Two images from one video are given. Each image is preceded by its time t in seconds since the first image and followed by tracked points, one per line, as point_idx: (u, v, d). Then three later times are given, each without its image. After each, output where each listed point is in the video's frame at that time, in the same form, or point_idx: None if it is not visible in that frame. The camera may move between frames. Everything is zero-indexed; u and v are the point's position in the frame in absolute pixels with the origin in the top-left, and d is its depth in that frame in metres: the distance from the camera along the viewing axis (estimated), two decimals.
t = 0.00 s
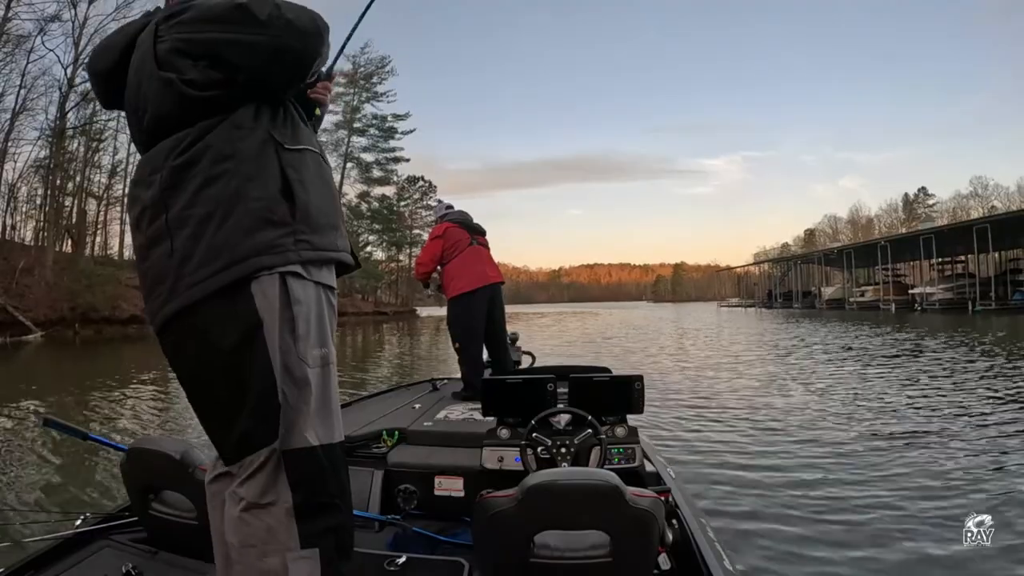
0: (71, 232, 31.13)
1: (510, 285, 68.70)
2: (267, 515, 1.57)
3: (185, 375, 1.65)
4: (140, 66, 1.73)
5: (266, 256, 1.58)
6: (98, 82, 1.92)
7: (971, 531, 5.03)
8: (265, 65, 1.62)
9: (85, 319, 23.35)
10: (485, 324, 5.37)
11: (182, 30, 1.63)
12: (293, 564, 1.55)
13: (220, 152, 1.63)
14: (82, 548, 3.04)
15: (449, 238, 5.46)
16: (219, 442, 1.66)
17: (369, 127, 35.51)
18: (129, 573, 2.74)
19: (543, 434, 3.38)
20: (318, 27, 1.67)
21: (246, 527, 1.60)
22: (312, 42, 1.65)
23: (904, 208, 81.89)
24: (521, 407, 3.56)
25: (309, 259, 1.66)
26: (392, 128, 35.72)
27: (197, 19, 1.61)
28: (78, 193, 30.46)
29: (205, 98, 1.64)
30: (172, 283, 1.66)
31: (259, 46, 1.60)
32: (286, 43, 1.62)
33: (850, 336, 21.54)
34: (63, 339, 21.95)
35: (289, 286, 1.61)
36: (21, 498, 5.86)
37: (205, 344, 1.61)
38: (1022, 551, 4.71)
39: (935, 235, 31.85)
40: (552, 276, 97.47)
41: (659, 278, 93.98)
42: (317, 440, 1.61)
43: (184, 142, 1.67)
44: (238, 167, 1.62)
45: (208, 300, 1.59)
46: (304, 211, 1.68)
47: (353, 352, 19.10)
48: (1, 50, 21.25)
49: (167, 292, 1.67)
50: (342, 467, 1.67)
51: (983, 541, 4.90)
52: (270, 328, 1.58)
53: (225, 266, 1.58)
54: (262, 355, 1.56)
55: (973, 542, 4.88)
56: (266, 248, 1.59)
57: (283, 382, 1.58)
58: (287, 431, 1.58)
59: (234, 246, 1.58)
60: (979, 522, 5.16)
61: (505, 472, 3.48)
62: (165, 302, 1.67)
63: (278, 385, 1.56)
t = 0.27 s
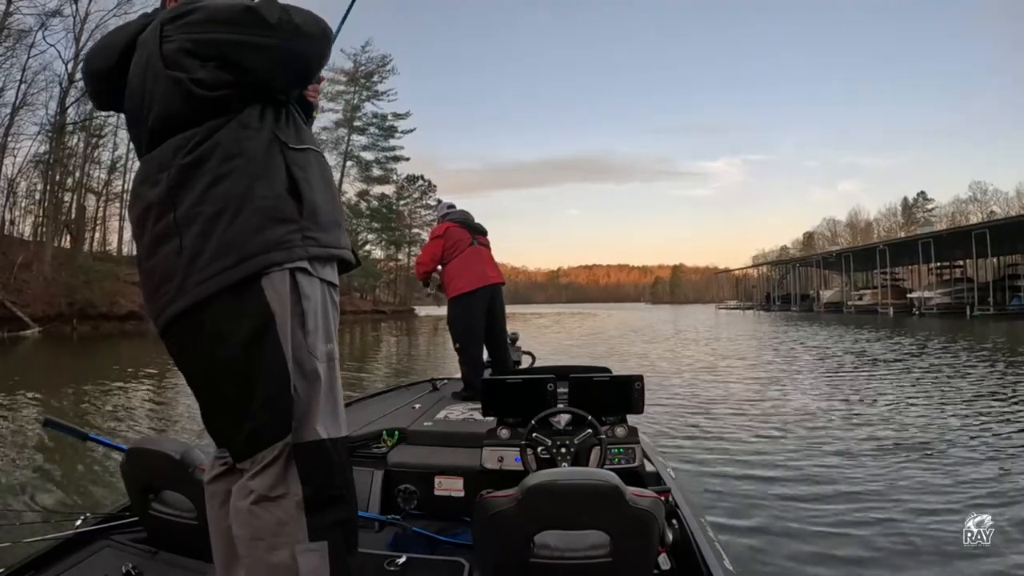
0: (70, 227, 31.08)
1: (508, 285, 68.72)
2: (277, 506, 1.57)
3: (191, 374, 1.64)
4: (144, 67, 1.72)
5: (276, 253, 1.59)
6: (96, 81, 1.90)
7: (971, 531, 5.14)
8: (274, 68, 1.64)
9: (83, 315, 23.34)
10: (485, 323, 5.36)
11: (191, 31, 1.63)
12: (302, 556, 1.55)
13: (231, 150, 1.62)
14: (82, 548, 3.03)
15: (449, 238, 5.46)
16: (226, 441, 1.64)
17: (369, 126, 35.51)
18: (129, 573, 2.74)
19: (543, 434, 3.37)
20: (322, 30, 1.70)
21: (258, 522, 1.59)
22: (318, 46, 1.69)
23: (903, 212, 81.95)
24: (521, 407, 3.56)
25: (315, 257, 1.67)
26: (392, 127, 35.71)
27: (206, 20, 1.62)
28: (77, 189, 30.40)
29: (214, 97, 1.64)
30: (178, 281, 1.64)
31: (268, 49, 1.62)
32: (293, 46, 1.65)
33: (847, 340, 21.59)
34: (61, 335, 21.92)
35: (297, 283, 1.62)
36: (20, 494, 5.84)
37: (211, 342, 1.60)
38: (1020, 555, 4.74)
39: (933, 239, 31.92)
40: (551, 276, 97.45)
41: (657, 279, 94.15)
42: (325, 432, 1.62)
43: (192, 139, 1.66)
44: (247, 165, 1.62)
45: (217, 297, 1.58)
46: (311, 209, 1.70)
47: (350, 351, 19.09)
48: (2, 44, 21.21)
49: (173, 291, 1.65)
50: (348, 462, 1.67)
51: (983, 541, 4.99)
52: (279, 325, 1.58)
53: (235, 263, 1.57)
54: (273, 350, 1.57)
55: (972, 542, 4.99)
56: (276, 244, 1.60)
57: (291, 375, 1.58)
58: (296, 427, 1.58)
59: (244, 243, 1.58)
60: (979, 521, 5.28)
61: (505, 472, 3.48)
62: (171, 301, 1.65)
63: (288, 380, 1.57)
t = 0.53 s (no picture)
0: (69, 227, 31.05)
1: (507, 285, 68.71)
2: (268, 509, 1.57)
3: (180, 376, 1.64)
4: (140, 68, 1.72)
5: (265, 261, 1.59)
6: (97, 78, 1.90)
7: (971, 531, 5.16)
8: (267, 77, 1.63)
9: (81, 314, 23.33)
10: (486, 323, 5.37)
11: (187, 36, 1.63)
12: (296, 558, 1.56)
13: (222, 156, 1.62)
14: (82, 548, 3.03)
15: (450, 238, 5.45)
16: (214, 443, 1.64)
17: (368, 126, 35.51)
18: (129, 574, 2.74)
19: (543, 434, 3.37)
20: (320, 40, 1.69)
21: (249, 524, 1.59)
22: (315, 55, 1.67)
23: (902, 214, 82.04)
24: (521, 407, 3.56)
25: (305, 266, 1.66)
26: (392, 127, 35.72)
27: (202, 25, 1.62)
28: (76, 188, 30.37)
29: (207, 103, 1.63)
30: (167, 285, 1.65)
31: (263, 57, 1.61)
32: (288, 55, 1.64)
33: (846, 341, 21.61)
34: (59, 334, 21.90)
35: (286, 291, 1.61)
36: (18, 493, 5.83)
37: (202, 347, 1.60)
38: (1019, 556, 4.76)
39: (932, 241, 31.97)
40: (549, 277, 97.48)
41: (656, 280, 94.18)
42: (316, 436, 1.61)
43: (185, 143, 1.66)
44: (239, 172, 1.62)
45: (205, 302, 1.58)
46: (302, 218, 1.69)
47: (349, 351, 19.09)
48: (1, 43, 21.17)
49: (163, 294, 1.65)
50: (340, 465, 1.67)
51: (983, 540, 5.02)
52: (269, 331, 1.58)
53: (224, 270, 1.58)
54: (262, 357, 1.56)
55: (972, 542, 5.01)
56: (265, 252, 1.59)
57: (281, 382, 1.58)
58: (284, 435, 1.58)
59: (234, 250, 1.58)
60: (979, 522, 5.31)
61: (505, 472, 3.48)
62: (161, 303, 1.65)
63: (279, 387, 1.57)
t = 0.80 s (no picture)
0: (68, 227, 31.04)
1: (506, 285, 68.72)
2: (250, 511, 1.56)
3: (161, 379, 1.63)
4: (132, 69, 1.73)
5: (242, 269, 1.59)
6: (95, 73, 1.91)
7: (971, 531, 5.17)
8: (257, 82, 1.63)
9: (80, 314, 23.33)
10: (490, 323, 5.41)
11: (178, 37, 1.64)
12: (283, 558, 1.55)
13: (203, 159, 1.62)
14: (82, 547, 3.04)
15: (457, 237, 5.43)
16: (191, 443, 1.62)
17: (367, 126, 35.53)
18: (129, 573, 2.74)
19: (543, 434, 3.38)
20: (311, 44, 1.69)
21: (231, 522, 1.58)
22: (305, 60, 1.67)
23: (901, 213, 82.07)
24: (521, 406, 3.56)
25: (287, 274, 1.66)
26: (390, 128, 35.75)
27: (195, 28, 1.62)
28: (75, 188, 30.36)
29: (193, 106, 1.64)
30: (150, 289, 1.64)
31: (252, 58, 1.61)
32: (277, 59, 1.63)
33: (845, 341, 21.65)
34: (58, 334, 21.90)
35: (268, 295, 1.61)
36: (18, 493, 5.84)
37: (183, 351, 1.60)
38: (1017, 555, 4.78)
39: (930, 240, 32.04)
40: (548, 277, 97.55)
41: (655, 280, 94.25)
42: (294, 440, 1.60)
43: (170, 146, 1.66)
44: (222, 177, 1.62)
45: (186, 306, 1.58)
46: (283, 225, 1.68)
47: (347, 351, 19.09)
48: None
49: (144, 297, 1.65)
50: (322, 469, 1.66)
51: (983, 540, 5.03)
52: (250, 335, 1.58)
53: (200, 277, 1.57)
54: (240, 360, 1.55)
55: (972, 542, 5.02)
56: (243, 260, 1.59)
57: (263, 386, 1.56)
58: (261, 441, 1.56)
59: (214, 256, 1.58)
60: (979, 522, 5.32)
61: (505, 472, 3.48)
62: (142, 305, 1.65)
63: (262, 391, 1.55)
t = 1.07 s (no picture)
0: (68, 227, 31.05)
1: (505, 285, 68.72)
2: (241, 510, 1.55)
3: (157, 377, 1.63)
4: (139, 63, 1.73)
5: (238, 270, 1.58)
6: (105, 65, 1.92)
7: (971, 531, 5.17)
8: (260, 83, 1.63)
9: (79, 314, 23.33)
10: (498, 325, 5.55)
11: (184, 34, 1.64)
12: (278, 557, 1.53)
13: (202, 157, 1.62)
14: (82, 544, 3.04)
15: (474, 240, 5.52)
16: (182, 440, 1.61)
17: (367, 126, 35.55)
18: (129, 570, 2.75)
19: (544, 433, 3.38)
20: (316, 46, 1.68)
21: (223, 520, 1.57)
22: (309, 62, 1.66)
23: (901, 213, 82.01)
24: (522, 405, 3.56)
25: (283, 277, 1.65)
26: (390, 128, 35.78)
27: (199, 25, 1.62)
28: (75, 188, 30.37)
29: (194, 104, 1.64)
30: (146, 285, 1.64)
31: (255, 60, 1.60)
32: (279, 60, 1.62)
33: (844, 341, 21.67)
34: (58, 334, 21.90)
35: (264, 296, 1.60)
36: (18, 493, 5.83)
37: (180, 349, 1.59)
38: (1017, 554, 4.78)
39: (929, 240, 32.07)
40: (548, 277, 97.53)
41: (655, 280, 94.23)
42: (287, 438, 1.59)
43: (171, 144, 1.67)
44: (221, 175, 1.62)
45: (179, 305, 1.58)
46: (281, 226, 1.68)
47: (347, 351, 19.10)
48: None
49: (140, 293, 1.66)
50: (315, 467, 1.65)
51: (983, 540, 5.03)
52: (246, 334, 1.57)
53: (194, 276, 1.57)
54: (233, 358, 1.54)
55: (973, 542, 5.02)
56: (239, 261, 1.59)
57: (258, 385, 1.55)
58: (254, 440, 1.56)
59: (211, 256, 1.58)
60: (979, 522, 5.32)
61: (505, 471, 3.49)
62: (138, 302, 1.65)
63: (256, 390, 1.55)
